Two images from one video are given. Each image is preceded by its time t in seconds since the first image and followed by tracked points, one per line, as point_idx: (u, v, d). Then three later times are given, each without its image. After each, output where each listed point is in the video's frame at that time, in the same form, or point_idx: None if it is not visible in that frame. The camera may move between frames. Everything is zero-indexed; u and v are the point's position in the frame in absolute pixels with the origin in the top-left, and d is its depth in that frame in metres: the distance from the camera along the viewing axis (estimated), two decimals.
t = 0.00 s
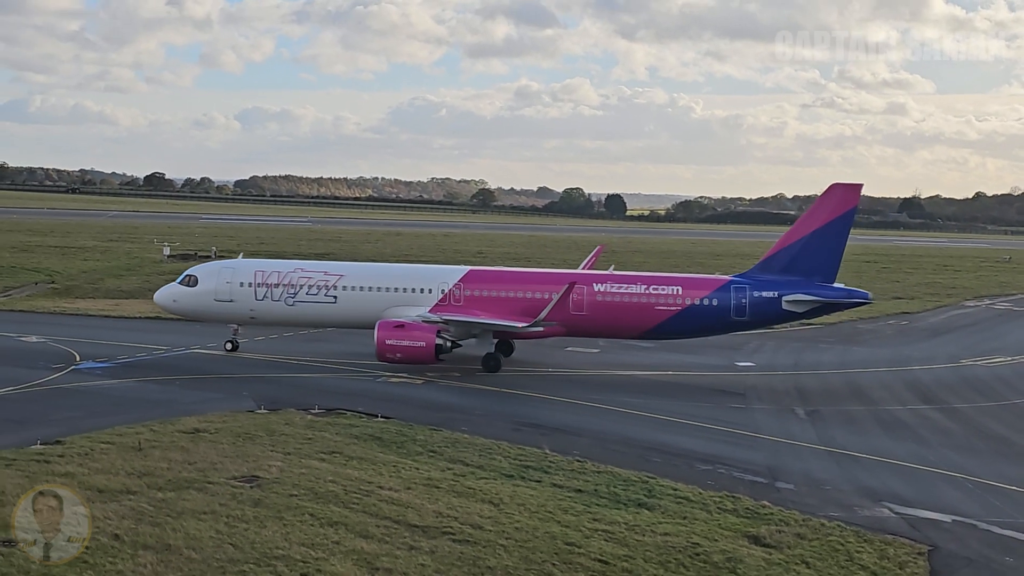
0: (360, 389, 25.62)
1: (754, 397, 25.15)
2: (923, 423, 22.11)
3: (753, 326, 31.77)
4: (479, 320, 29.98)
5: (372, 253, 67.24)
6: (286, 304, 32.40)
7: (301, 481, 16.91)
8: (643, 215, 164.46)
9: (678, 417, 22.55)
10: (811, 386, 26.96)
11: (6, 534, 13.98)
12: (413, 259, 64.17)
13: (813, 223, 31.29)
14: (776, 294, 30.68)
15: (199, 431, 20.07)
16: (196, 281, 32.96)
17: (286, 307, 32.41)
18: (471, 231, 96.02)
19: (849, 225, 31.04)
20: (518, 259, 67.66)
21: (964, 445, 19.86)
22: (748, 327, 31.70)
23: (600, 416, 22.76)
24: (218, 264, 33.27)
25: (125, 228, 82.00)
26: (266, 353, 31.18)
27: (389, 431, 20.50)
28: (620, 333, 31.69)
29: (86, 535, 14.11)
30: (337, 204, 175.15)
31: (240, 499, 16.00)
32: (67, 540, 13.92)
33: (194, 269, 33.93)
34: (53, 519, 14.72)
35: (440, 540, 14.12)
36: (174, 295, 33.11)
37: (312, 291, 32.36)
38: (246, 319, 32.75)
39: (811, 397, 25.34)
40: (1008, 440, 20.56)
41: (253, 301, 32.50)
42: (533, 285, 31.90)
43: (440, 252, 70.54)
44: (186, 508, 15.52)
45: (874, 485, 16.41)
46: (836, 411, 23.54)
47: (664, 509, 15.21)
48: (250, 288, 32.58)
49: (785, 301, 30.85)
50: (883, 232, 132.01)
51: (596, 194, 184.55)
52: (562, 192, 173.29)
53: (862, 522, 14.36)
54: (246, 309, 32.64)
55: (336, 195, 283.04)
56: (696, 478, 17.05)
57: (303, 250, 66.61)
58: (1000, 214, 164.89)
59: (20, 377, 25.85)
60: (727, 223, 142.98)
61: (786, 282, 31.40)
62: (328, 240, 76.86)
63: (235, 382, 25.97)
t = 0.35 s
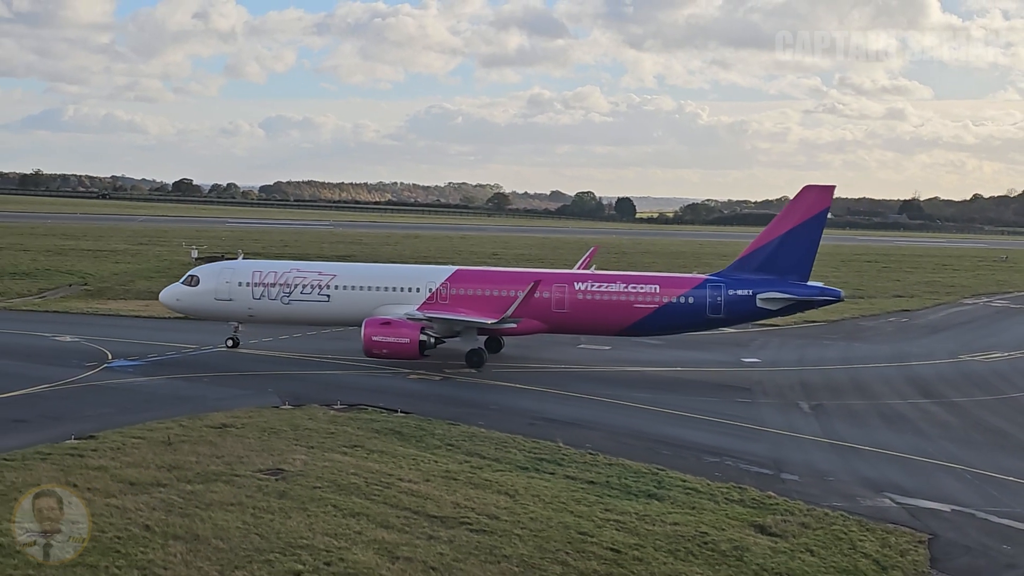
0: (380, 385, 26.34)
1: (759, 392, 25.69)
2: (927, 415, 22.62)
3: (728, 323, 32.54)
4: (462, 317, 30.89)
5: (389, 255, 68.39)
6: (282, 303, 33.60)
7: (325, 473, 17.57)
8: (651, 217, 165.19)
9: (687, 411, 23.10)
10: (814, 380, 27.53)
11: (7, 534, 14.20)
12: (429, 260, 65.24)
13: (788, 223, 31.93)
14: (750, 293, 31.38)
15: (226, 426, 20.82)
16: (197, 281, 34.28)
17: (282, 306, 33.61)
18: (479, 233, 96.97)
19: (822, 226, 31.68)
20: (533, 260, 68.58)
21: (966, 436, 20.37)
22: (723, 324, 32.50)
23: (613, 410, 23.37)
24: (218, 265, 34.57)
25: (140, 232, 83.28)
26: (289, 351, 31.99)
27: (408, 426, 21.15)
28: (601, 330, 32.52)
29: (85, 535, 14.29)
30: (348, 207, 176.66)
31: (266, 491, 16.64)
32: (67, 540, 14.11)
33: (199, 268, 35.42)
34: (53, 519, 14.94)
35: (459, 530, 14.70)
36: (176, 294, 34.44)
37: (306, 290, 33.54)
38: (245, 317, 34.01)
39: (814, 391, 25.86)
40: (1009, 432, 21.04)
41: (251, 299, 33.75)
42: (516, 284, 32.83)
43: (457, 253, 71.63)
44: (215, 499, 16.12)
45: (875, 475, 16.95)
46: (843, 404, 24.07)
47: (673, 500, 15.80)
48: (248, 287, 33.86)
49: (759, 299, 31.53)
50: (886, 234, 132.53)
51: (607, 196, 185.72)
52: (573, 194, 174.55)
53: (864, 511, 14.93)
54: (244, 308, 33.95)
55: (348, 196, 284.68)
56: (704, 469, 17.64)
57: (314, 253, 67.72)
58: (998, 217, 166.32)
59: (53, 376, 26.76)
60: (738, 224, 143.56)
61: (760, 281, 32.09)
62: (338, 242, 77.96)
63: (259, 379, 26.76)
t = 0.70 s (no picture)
0: (399, 381, 27.03)
1: (767, 387, 26.23)
2: (929, 410, 23.32)
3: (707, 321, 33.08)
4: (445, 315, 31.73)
5: (403, 256, 69.25)
6: (278, 301, 34.93)
7: (345, 467, 18.12)
8: (658, 217, 165.56)
9: (696, 406, 23.70)
10: (820, 376, 28.11)
11: (7, 533, 14.22)
12: (440, 260, 66.13)
13: (765, 223, 32.40)
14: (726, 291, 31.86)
15: (250, 421, 21.47)
16: (198, 280, 35.75)
17: (278, 304, 34.93)
18: (484, 234, 97.56)
19: (798, 226, 32.14)
20: (544, 261, 69.25)
21: (967, 430, 21.06)
22: (702, 322, 33.05)
23: (625, 404, 23.96)
24: (219, 265, 36.03)
25: (150, 234, 84.11)
26: (308, 349, 32.78)
27: (427, 421, 21.72)
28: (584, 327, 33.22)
29: (84, 536, 14.30)
30: (357, 207, 177.39)
31: (290, 484, 17.15)
32: (67, 540, 14.11)
33: (202, 270, 36.96)
34: (51, 520, 14.94)
35: (475, 522, 15.17)
36: (178, 292, 35.95)
37: (301, 289, 34.81)
38: (244, 315, 35.39)
39: (820, 386, 26.42)
40: (1007, 425, 21.72)
41: (248, 298, 35.13)
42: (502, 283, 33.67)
43: (472, 254, 72.47)
44: (239, 492, 16.61)
45: (878, 468, 17.57)
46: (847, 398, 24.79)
47: (683, 493, 16.36)
48: (246, 286, 35.24)
49: (736, 297, 32.03)
50: (893, 235, 132.77)
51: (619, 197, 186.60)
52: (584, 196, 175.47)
53: (868, 503, 15.58)
54: (243, 306, 35.32)
55: (359, 196, 285.83)
56: (713, 463, 18.25)
57: (320, 253, 68.54)
58: (1000, 216, 166.31)
59: (83, 374, 27.53)
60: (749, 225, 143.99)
61: (738, 279, 32.59)
62: (345, 243, 78.69)
63: (282, 376, 27.53)
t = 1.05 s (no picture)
0: (417, 377, 27.98)
1: (772, 385, 27.24)
2: (925, 408, 24.54)
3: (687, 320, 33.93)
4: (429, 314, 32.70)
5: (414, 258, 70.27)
6: (276, 300, 36.22)
7: (365, 461, 18.69)
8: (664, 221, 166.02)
9: (705, 403, 24.62)
10: (823, 375, 29.17)
11: (8, 534, 14.34)
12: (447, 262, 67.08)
13: (742, 226, 33.35)
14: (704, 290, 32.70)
15: (274, 417, 22.22)
16: (201, 279, 37.17)
17: (277, 303, 36.23)
18: (488, 236, 98.41)
19: (773, 229, 33.11)
20: (552, 262, 70.00)
21: (961, 427, 22.33)
22: (681, 321, 33.88)
23: (636, 401, 24.76)
24: (222, 265, 37.42)
25: (158, 237, 84.88)
26: (328, 347, 33.80)
27: (444, 418, 22.32)
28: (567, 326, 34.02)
29: (85, 535, 14.40)
30: (365, 210, 178.06)
31: (312, 478, 17.65)
32: (67, 540, 14.19)
33: (206, 269, 38.40)
34: (52, 520, 15.05)
35: (491, 514, 15.70)
36: (182, 291, 37.41)
37: (298, 289, 36.04)
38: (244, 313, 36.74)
39: (823, 385, 27.56)
40: (998, 422, 23.02)
41: (248, 297, 36.47)
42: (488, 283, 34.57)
43: (486, 255, 73.33)
44: (263, 486, 17.11)
45: (881, 465, 18.85)
46: (849, 397, 26.00)
47: (692, 487, 17.22)
48: (246, 286, 36.58)
49: (713, 297, 32.82)
50: (903, 237, 133.34)
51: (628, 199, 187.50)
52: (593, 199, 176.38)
53: (871, 498, 16.78)
54: (244, 304, 36.67)
55: (370, 197, 287.27)
56: (722, 459, 19.28)
57: (326, 255, 69.54)
58: (997, 218, 163.01)
59: (114, 371, 28.46)
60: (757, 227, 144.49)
61: (716, 280, 33.41)
62: (350, 245, 79.62)
63: (306, 373, 28.55)
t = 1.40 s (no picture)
0: (433, 373, 28.47)
1: (782, 382, 27.55)
2: (934, 404, 24.79)
3: (670, 317, 34.34)
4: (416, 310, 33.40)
5: (429, 257, 70.88)
6: (274, 297, 37.25)
7: (384, 456, 19.05)
8: (678, 221, 165.89)
9: (716, 399, 24.98)
10: (833, 372, 29.45)
11: (6, 534, 14.16)
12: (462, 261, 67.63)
13: (724, 225, 33.75)
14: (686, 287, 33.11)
15: (294, 412, 22.72)
16: (202, 277, 38.35)
17: (274, 299, 37.24)
18: (500, 236, 98.94)
19: (755, 228, 33.51)
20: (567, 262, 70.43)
21: (969, 423, 22.58)
22: (665, 318, 34.31)
23: (649, 396, 25.17)
24: (223, 263, 38.57)
25: (175, 237, 85.79)
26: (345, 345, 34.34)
27: (461, 413, 22.74)
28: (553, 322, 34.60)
29: (85, 535, 14.23)
30: (382, 209, 179.30)
31: (331, 471, 18.00)
32: (66, 540, 14.02)
33: (207, 267, 39.51)
34: (52, 518, 14.89)
35: (507, 508, 16.05)
36: (185, 289, 38.62)
37: (294, 286, 37.06)
38: (243, 309, 37.81)
39: (833, 381, 27.87)
40: (1007, 418, 23.26)
41: (247, 294, 37.56)
42: (477, 280, 35.24)
43: (500, 255, 73.72)
44: (284, 479, 17.41)
45: (890, 460, 19.26)
46: (859, 393, 26.24)
47: (704, 481, 17.61)
48: (245, 283, 37.67)
49: (695, 294, 33.21)
50: (918, 237, 132.88)
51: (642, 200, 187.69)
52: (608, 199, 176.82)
53: (880, 493, 17.12)
54: (243, 301, 37.76)
55: (386, 197, 288.78)
56: (734, 454, 19.63)
57: (340, 255, 70.22)
58: (1014, 218, 162.76)
59: (138, 367, 29.04)
60: (771, 228, 144.44)
61: (698, 278, 33.81)
62: (364, 245, 80.33)
63: (325, 369, 29.07)
